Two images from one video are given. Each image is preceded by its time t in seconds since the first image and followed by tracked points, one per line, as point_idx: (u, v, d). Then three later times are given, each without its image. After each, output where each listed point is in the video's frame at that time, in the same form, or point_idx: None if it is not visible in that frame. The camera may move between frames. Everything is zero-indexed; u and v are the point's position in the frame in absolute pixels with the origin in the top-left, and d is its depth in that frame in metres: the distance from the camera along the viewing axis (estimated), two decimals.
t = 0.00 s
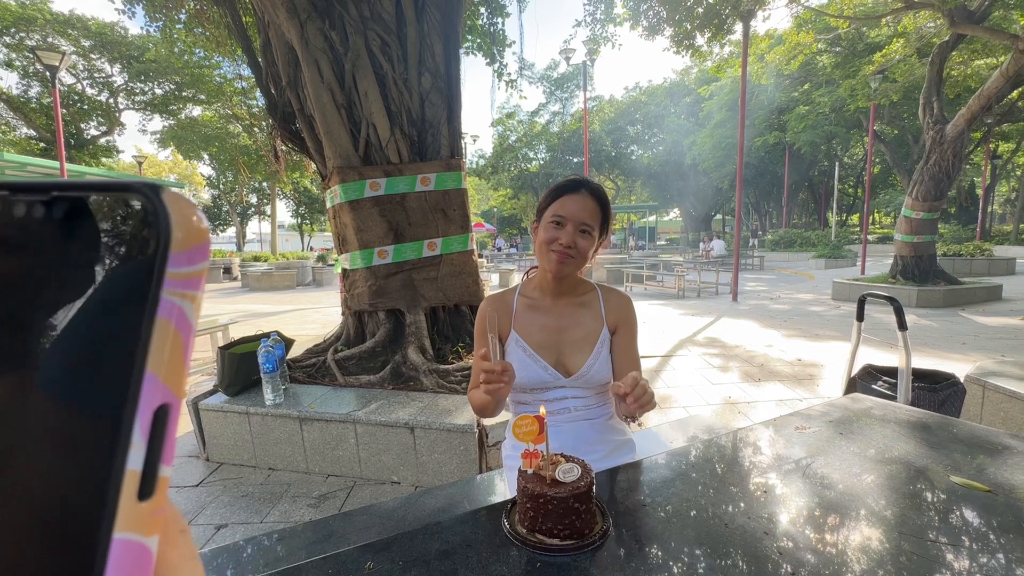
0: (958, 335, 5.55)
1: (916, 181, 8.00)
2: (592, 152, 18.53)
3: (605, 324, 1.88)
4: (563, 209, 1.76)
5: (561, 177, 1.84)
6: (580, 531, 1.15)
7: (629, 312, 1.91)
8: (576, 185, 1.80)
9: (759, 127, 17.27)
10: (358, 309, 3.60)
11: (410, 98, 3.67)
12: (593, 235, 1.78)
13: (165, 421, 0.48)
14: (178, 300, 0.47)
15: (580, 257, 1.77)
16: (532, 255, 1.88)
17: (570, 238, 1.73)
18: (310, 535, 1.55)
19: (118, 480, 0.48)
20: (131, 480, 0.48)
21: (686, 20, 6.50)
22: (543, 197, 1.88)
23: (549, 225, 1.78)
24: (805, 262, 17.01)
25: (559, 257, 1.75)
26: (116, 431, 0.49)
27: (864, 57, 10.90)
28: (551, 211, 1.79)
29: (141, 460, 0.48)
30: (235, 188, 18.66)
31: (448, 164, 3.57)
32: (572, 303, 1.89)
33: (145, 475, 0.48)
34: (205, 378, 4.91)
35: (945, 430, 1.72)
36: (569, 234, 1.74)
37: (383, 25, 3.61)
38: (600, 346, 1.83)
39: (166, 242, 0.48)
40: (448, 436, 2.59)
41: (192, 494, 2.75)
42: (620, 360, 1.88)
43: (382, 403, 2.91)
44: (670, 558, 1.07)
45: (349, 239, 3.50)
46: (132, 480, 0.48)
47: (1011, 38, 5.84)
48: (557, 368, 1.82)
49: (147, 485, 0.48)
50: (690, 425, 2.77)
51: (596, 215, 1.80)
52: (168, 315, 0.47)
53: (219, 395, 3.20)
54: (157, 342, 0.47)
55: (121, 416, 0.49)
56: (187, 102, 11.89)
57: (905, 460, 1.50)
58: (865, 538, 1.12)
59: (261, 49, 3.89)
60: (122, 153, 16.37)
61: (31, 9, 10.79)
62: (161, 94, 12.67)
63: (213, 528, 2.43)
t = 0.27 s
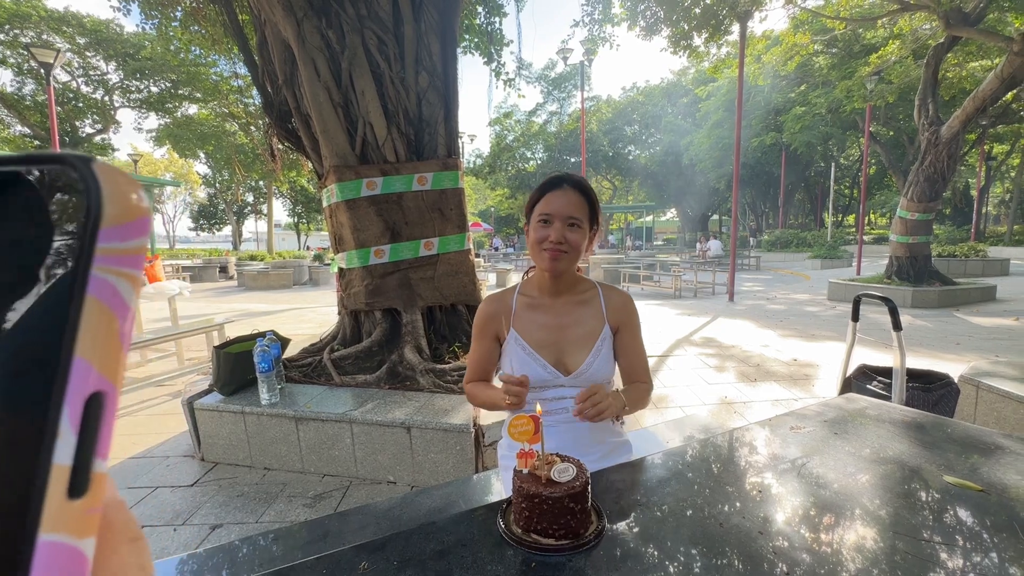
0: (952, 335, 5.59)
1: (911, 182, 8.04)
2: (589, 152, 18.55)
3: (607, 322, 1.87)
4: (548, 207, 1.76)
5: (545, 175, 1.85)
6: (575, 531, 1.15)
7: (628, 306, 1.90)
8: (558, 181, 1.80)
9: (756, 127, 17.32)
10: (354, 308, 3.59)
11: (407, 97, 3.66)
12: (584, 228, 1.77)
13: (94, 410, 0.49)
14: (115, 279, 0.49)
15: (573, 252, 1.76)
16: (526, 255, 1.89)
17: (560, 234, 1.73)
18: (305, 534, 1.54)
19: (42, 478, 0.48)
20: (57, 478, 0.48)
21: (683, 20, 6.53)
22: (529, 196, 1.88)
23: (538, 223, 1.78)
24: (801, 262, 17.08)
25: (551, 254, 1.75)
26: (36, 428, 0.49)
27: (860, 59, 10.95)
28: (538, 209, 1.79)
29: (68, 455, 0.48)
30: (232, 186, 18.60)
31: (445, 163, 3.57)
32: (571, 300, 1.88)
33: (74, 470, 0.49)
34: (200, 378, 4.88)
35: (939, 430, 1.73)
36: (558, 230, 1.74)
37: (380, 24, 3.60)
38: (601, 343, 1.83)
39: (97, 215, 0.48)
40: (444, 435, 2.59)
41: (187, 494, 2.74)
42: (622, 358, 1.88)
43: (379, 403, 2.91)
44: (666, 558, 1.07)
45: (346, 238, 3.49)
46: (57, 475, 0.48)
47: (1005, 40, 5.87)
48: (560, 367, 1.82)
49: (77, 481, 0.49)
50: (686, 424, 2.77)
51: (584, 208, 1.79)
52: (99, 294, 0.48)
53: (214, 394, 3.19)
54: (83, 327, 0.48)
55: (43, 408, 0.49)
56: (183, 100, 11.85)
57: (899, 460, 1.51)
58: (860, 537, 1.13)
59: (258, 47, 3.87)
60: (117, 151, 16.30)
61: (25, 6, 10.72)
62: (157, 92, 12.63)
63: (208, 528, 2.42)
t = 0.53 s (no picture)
0: (944, 335, 5.63)
1: (904, 182, 8.10)
2: (585, 152, 18.56)
3: (613, 320, 1.87)
4: (537, 209, 1.76)
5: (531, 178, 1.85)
6: (570, 531, 1.15)
7: (632, 302, 1.90)
8: (540, 184, 1.81)
9: (751, 127, 17.39)
10: (349, 307, 3.58)
11: (403, 96, 3.65)
12: (576, 227, 1.77)
13: None
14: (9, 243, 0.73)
15: (569, 251, 1.76)
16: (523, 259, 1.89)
17: (552, 235, 1.73)
18: (300, 534, 1.54)
19: None
20: None
21: (679, 20, 6.54)
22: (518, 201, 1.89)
23: (530, 226, 1.78)
24: (795, 261, 17.16)
25: (548, 255, 1.75)
26: None
27: (854, 60, 11.02)
28: (527, 213, 1.80)
29: None
30: (226, 185, 18.50)
31: (441, 162, 3.56)
32: (575, 300, 1.88)
33: None
34: (193, 378, 4.85)
35: (932, 428, 1.74)
36: (550, 231, 1.74)
37: (376, 22, 3.60)
38: (609, 342, 1.83)
39: None
40: (440, 435, 2.59)
41: (181, 494, 2.72)
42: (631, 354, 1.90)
43: (374, 402, 2.90)
44: (661, 557, 1.08)
45: (341, 237, 3.47)
46: None
47: (997, 41, 5.92)
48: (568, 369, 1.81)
49: None
50: (682, 424, 2.78)
51: (573, 207, 1.79)
52: None
53: (208, 394, 3.17)
54: None
55: None
56: (177, 98, 11.78)
57: (893, 459, 1.51)
58: (854, 535, 1.14)
59: (252, 44, 3.84)
60: (110, 149, 16.17)
61: (17, 1, 10.62)
62: (151, 90, 12.56)
63: (201, 528, 2.40)
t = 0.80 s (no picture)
0: (933, 334, 5.70)
1: (893, 183, 8.19)
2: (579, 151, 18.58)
3: (599, 319, 1.89)
4: (541, 201, 1.76)
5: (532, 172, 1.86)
6: (563, 531, 1.15)
7: (618, 303, 1.94)
8: (545, 177, 1.81)
9: (743, 128, 17.50)
10: (342, 307, 3.57)
11: (396, 95, 3.64)
12: (576, 222, 1.79)
13: None
14: None
15: (568, 245, 1.77)
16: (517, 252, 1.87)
17: (555, 227, 1.74)
18: (292, 536, 1.53)
19: None
20: None
21: (672, 20, 6.57)
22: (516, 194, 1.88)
23: (531, 218, 1.77)
24: (787, 261, 17.28)
25: (547, 248, 1.75)
26: None
27: (844, 61, 11.12)
28: (529, 205, 1.79)
29: None
30: (218, 183, 18.35)
31: (434, 161, 3.55)
32: (564, 298, 1.88)
33: None
34: (184, 378, 4.81)
35: (920, 427, 1.76)
36: (553, 223, 1.74)
37: (369, 20, 3.58)
38: (595, 340, 1.84)
39: None
40: (433, 435, 2.58)
41: (171, 496, 2.70)
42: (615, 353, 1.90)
43: (367, 403, 2.89)
44: (653, 556, 1.08)
45: (333, 236, 3.46)
46: None
47: (985, 44, 6.00)
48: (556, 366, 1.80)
49: None
50: (674, 423, 2.79)
51: (574, 203, 1.81)
52: None
53: (199, 394, 3.14)
54: None
55: None
56: (167, 95, 11.66)
57: (882, 457, 1.53)
58: (843, 532, 1.15)
59: (244, 42, 3.81)
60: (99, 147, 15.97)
61: None
62: (141, 87, 12.44)
63: (192, 530, 2.38)
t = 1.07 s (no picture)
0: (921, 331, 5.78)
1: (882, 181, 8.28)
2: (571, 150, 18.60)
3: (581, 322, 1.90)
4: (540, 199, 1.76)
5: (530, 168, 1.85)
6: (560, 528, 1.15)
7: (600, 308, 1.95)
8: (545, 174, 1.81)
9: (734, 127, 17.61)
10: (335, 305, 3.55)
11: (388, 91, 3.61)
12: (572, 224, 1.80)
13: None
14: None
15: (561, 245, 1.78)
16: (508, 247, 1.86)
17: (553, 226, 1.74)
18: (285, 536, 1.52)
19: None
20: None
21: (665, 18, 6.59)
22: (513, 188, 1.87)
23: (528, 214, 1.76)
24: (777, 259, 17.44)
25: (542, 246, 1.75)
26: None
27: (834, 61, 11.23)
28: (526, 201, 1.78)
29: None
30: (207, 180, 18.15)
31: (426, 158, 3.53)
32: (549, 298, 1.89)
33: None
34: (173, 377, 4.76)
35: (910, 422, 1.78)
36: (551, 222, 1.74)
37: (361, 16, 3.55)
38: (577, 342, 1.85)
39: None
40: (427, 433, 2.58)
41: (161, 496, 2.67)
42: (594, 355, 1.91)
43: (359, 401, 2.88)
44: (648, 552, 1.09)
45: (325, 233, 3.43)
46: None
47: (973, 45, 6.08)
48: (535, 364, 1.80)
49: None
50: (667, 420, 2.81)
51: (571, 204, 1.82)
52: None
53: (189, 394, 3.11)
54: None
55: None
56: (155, 91, 11.50)
57: (873, 452, 1.55)
58: (833, 527, 1.16)
59: (234, 37, 3.77)
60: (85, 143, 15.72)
61: None
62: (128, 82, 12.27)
63: (183, 531, 2.36)
